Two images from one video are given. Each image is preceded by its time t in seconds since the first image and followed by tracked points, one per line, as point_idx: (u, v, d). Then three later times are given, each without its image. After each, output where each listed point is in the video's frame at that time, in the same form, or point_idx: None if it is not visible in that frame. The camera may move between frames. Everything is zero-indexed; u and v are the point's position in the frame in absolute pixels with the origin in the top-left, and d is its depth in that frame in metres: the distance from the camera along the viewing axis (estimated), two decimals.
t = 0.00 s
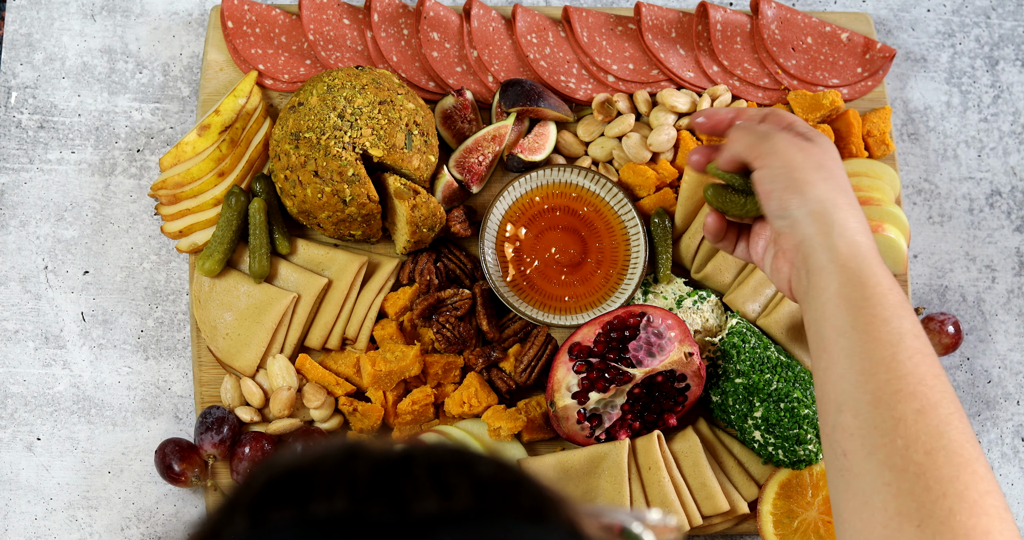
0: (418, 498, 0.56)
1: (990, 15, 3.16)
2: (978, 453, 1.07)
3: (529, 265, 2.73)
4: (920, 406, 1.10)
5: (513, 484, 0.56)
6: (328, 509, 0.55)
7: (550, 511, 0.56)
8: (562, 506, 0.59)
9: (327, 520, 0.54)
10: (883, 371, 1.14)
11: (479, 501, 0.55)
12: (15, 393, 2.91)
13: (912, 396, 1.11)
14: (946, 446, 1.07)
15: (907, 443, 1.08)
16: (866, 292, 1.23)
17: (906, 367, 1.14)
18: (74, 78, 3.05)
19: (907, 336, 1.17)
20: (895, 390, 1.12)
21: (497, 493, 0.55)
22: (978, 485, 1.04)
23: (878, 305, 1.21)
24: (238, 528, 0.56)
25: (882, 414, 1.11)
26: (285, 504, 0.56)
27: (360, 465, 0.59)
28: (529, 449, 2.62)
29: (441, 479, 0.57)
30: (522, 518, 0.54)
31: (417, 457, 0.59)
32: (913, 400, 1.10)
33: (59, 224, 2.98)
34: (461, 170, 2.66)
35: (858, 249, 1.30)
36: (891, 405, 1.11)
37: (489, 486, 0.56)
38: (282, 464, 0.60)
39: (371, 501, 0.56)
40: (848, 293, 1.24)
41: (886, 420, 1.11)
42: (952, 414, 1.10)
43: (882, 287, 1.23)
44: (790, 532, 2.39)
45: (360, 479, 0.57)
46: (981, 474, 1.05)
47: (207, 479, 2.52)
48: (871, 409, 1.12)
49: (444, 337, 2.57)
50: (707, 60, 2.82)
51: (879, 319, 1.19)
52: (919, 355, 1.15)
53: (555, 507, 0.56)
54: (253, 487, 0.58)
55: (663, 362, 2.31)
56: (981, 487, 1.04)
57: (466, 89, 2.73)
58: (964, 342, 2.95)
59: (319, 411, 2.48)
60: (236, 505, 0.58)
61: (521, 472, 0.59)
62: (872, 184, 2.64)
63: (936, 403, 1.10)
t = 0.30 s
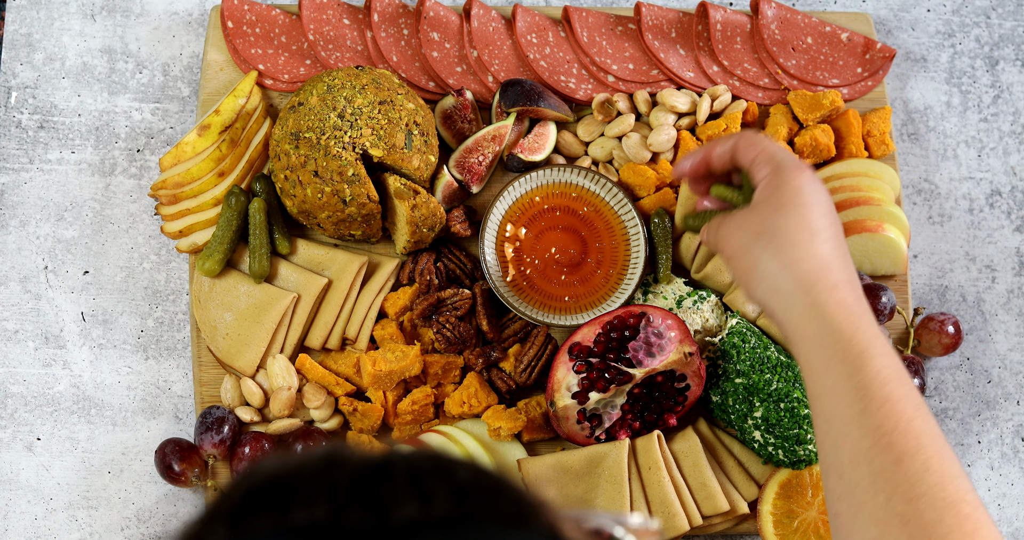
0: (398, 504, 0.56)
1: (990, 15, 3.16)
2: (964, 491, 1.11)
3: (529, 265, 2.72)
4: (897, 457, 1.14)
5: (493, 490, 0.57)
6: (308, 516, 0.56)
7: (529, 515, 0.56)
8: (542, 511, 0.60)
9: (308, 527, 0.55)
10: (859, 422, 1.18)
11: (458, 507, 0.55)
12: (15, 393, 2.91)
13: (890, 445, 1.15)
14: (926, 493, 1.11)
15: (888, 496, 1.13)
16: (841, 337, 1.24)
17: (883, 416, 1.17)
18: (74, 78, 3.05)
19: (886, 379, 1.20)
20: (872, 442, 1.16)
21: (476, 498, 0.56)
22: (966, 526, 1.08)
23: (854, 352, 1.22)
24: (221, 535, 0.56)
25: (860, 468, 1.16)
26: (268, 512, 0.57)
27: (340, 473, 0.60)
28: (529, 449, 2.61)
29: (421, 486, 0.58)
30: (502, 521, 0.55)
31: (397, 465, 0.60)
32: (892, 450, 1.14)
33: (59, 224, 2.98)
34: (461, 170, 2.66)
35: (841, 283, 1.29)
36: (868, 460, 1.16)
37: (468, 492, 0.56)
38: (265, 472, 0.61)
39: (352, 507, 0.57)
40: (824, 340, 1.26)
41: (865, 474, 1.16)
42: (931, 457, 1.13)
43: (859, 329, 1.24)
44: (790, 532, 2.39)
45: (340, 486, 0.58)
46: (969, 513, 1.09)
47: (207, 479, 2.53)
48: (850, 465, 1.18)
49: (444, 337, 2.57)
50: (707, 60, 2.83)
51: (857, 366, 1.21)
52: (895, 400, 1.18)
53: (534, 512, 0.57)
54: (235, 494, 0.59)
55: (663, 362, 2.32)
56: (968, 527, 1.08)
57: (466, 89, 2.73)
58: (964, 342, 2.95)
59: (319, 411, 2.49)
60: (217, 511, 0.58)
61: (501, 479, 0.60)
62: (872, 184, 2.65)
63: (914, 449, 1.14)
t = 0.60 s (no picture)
0: (380, 502, 0.57)
1: (990, 15, 3.16)
2: (943, 486, 1.15)
3: (529, 265, 2.72)
4: (875, 460, 1.21)
5: (475, 486, 0.57)
6: (290, 516, 0.56)
7: (511, 513, 0.56)
8: (525, 510, 0.60)
9: (290, 526, 0.55)
10: (840, 430, 1.26)
11: (440, 504, 0.56)
12: (15, 393, 2.91)
13: (868, 450, 1.22)
14: (905, 491, 1.17)
15: (868, 498, 1.20)
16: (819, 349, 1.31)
17: (861, 423, 1.24)
18: (74, 78, 3.06)
19: (862, 385, 1.27)
20: (851, 448, 1.24)
21: (458, 496, 0.56)
22: (947, 521, 1.12)
23: (831, 364, 1.30)
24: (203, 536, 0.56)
25: (841, 473, 1.24)
26: (249, 513, 0.56)
27: (323, 473, 0.60)
28: (529, 449, 2.61)
29: (403, 485, 0.58)
30: (484, 518, 0.55)
31: (378, 464, 0.60)
32: (871, 453, 1.21)
33: (59, 224, 2.98)
34: (461, 170, 2.66)
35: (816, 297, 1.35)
36: (848, 465, 1.23)
37: (451, 489, 0.57)
38: (246, 475, 0.61)
39: (335, 506, 0.57)
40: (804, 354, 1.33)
41: (847, 479, 1.23)
42: (910, 456, 1.19)
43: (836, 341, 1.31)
44: (790, 532, 2.39)
45: (323, 487, 0.59)
46: (948, 507, 1.13)
47: (207, 479, 2.53)
48: (833, 472, 1.25)
49: (444, 337, 2.57)
50: (707, 60, 2.82)
51: (834, 376, 1.29)
52: (870, 405, 1.25)
53: (516, 508, 0.57)
54: (215, 497, 0.59)
55: (662, 362, 2.32)
56: (946, 522, 1.12)
57: (466, 89, 2.73)
58: (964, 342, 2.95)
59: (319, 411, 2.49)
60: (198, 516, 0.58)
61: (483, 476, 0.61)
62: (872, 184, 2.65)
63: (891, 451, 1.20)
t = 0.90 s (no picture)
0: (375, 500, 0.56)
1: (990, 15, 3.16)
2: (979, 481, 1.15)
3: (529, 265, 2.72)
4: (912, 446, 1.19)
5: (468, 483, 0.57)
6: (286, 514, 0.56)
7: (504, 508, 0.56)
8: (518, 505, 0.59)
9: (284, 526, 0.55)
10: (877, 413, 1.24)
11: (434, 501, 0.55)
12: (15, 393, 2.91)
13: (905, 435, 1.20)
14: (940, 481, 1.15)
15: (902, 483, 1.18)
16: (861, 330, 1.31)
17: (900, 407, 1.23)
18: (74, 78, 3.06)
19: (904, 369, 1.26)
20: (887, 432, 1.22)
21: (451, 493, 0.56)
22: (979, 515, 1.11)
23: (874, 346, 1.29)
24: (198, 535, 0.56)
25: (875, 456, 1.22)
26: (242, 512, 0.56)
27: (317, 471, 0.60)
28: (529, 449, 2.62)
29: (397, 483, 0.58)
30: (478, 516, 0.54)
31: (373, 462, 0.60)
32: (907, 439, 1.20)
33: (59, 224, 2.98)
34: (461, 170, 2.66)
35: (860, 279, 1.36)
36: (883, 450, 1.22)
37: (444, 487, 0.56)
38: (241, 472, 0.61)
39: (329, 505, 0.57)
40: (845, 332, 1.32)
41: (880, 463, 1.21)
42: (946, 447, 1.17)
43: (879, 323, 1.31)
44: (790, 532, 2.39)
45: (318, 485, 0.59)
46: (982, 502, 1.12)
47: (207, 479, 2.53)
48: (866, 452, 1.24)
49: (444, 337, 2.57)
50: (707, 60, 2.82)
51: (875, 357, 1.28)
52: (911, 390, 1.24)
53: (511, 505, 0.56)
54: (209, 497, 0.58)
55: (663, 362, 2.32)
56: (980, 517, 1.11)
57: (466, 89, 2.73)
58: (964, 342, 2.95)
59: (319, 411, 2.49)
60: (192, 516, 0.58)
61: (477, 473, 0.60)
62: (872, 184, 2.65)
63: (929, 439, 1.19)
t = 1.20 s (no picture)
0: (381, 498, 0.56)
1: (990, 15, 3.16)
2: (954, 453, 1.11)
3: (529, 265, 2.73)
4: (885, 427, 1.17)
5: (474, 482, 0.57)
6: (291, 511, 0.56)
7: (510, 507, 0.55)
8: (524, 506, 0.58)
9: (290, 522, 0.55)
10: (850, 396, 1.24)
11: (440, 498, 0.55)
12: (15, 393, 2.91)
13: (876, 417, 1.19)
14: (913, 459, 1.13)
15: (877, 466, 1.16)
16: (829, 315, 1.32)
17: (871, 385, 1.22)
18: (74, 78, 3.05)
19: (872, 349, 1.25)
20: (861, 414, 1.21)
21: (457, 490, 0.56)
22: (954, 491, 1.08)
23: (842, 328, 1.30)
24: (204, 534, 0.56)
25: (853, 439, 1.21)
26: (249, 509, 0.56)
27: (324, 470, 0.59)
28: (529, 449, 2.61)
29: (403, 481, 0.58)
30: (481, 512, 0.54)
31: (380, 461, 0.60)
32: (880, 420, 1.18)
33: (59, 224, 2.98)
34: (461, 170, 2.66)
35: (824, 258, 1.38)
36: (858, 433, 1.21)
37: (450, 485, 0.56)
38: (244, 472, 0.61)
39: (334, 504, 0.57)
40: (818, 320, 1.33)
41: (857, 447, 1.20)
42: (918, 422, 1.15)
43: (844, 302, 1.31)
44: (790, 532, 2.39)
45: (324, 483, 0.59)
46: (958, 476, 1.09)
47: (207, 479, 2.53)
48: (843, 439, 1.23)
49: (444, 337, 2.57)
50: (707, 60, 2.82)
51: (843, 341, 1.28)
52: (880, 369, 1.22)
53: (516, 504, 0.56)
54: (215, 495, 0.58)
55: (663, 362, 2.32)
56: (956, 491, 1.07)
57: (466, 89, 2.73)
58: (964, 342, 2.95)
59: (319, 411, 2.49)
60: (196, 515, 0.57)
61: (482, 473, 0.60)
62: (872, 184, 2.65)
63: (900, 417, 1.17)
